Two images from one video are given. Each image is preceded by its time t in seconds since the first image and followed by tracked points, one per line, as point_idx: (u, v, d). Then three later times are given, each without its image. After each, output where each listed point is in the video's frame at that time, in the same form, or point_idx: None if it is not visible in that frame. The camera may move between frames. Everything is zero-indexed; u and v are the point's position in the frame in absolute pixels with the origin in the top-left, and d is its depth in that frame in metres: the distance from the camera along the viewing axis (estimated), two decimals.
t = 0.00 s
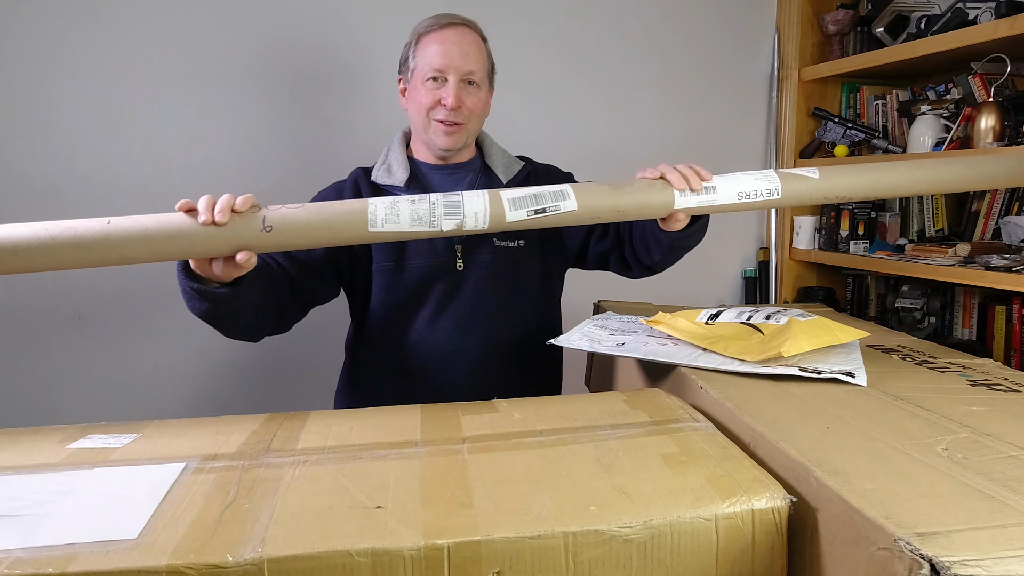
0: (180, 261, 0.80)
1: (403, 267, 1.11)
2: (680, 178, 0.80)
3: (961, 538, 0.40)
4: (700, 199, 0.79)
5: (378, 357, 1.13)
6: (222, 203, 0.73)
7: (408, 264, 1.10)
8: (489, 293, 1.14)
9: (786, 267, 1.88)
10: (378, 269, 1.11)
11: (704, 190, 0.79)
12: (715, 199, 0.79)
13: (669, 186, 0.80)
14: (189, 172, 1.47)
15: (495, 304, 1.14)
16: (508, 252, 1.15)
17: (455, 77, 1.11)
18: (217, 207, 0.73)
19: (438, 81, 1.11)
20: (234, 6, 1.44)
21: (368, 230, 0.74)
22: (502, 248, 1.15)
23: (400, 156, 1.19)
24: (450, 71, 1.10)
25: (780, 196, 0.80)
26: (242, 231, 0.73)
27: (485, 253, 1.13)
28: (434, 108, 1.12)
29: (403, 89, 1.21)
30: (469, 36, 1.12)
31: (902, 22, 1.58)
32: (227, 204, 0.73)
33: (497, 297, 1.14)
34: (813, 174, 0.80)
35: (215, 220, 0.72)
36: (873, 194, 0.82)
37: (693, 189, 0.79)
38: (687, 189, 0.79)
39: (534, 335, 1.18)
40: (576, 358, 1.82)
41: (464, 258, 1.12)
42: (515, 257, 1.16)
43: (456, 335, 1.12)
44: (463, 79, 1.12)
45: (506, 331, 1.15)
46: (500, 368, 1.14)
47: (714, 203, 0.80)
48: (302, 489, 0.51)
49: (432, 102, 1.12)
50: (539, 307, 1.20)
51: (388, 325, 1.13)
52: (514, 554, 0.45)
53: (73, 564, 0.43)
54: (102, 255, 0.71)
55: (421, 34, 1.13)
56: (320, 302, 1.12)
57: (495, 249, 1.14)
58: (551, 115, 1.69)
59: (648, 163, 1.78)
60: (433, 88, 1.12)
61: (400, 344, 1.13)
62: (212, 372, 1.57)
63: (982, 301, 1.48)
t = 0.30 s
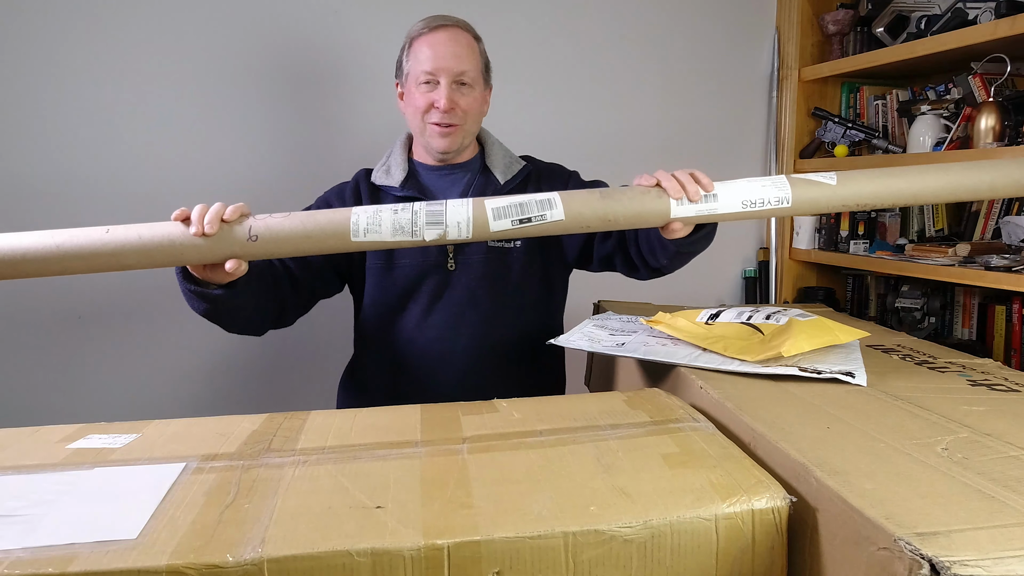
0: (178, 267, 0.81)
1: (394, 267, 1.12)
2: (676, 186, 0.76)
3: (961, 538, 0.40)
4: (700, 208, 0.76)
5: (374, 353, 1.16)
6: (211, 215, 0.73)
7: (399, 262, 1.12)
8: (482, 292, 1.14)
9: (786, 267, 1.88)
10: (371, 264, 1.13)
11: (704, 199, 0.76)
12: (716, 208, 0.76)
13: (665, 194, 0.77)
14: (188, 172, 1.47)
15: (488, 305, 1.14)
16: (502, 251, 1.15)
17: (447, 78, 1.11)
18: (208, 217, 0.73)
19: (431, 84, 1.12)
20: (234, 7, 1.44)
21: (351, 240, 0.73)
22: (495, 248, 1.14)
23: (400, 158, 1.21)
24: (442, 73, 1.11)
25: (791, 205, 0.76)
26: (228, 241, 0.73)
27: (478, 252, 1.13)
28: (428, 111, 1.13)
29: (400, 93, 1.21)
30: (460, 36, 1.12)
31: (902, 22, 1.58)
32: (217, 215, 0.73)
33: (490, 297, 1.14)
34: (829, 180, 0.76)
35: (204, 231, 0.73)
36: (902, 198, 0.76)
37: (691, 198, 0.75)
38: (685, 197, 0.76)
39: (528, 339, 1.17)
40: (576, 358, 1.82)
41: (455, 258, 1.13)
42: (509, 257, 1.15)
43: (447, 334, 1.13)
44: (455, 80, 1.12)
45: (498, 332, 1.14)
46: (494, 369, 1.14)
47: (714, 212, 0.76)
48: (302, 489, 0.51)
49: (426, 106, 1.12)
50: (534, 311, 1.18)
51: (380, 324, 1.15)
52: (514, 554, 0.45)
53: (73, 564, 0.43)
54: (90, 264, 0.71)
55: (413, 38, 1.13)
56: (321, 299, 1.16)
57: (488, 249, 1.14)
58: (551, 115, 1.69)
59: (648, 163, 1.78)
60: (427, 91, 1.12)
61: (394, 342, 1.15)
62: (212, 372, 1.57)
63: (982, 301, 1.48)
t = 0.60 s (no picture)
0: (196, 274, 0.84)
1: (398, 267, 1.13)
2: (688, 193, 0.75)
3: (960, 538, 0.40)
4: (711, 213, 0.75)
5: (377, 352, 1.17)
6: (225, 223, 0.73)
7: (402, 263, 1.13)
8: (485, 294, 1.14)
9: (786, 267, 1.88)
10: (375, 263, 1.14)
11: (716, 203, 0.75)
12: (730, 214, 0.75)
13: (676, 200, 0.76)
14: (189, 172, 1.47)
15: (491, 306, 1.14)
16: (505, 253, 1.15)
17: (443, 80, 1.11)
18: (222, 226, 0.73)
19: (427, 86, 1.12)
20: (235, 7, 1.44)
21: (360, 246, 0.73)
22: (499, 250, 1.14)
23: (407, 159, 1.21)
24: (437, 75, 1.11)
25: (808, 211, 0.74)
26: (242, 248, 0.73)
27: (480, 254, 1.14)
28: (426, 114, 1.13)
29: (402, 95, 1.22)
30: (455, 37, 1.12)
31: (902, 22, 1.59)
32: (230, 224, 0.73)
33: (493, 299, 1.14)
34: (848, 185, 0.74)
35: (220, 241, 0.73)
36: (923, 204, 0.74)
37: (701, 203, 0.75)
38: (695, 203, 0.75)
39: (528, 340, 1.16)
40: (576, 358, 1.82)
41: (459, 259, 1.13)
42: (512, 259, 1.15)
43: (449, 334, 1.13)
44: (452, 81, 1.12)
45: (498, 333, 1.14)
46: (496, 370, 1.14)
47: (728, 217, 0.75)
48: (302, 489, 0.51)
49: (423, 108, 1.13)
50: (536, 314, 1.17)
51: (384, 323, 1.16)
52: (514, 554, 0.45)
53: (73, 564, 0.43)
54: (106, 273, 0.71)
55: (410, 41, 1.14)
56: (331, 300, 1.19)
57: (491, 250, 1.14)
58: (551, 115, 1.69)
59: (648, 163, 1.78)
60: (424, 94, 1.12)
61: (398, 341, 1.16)
62: (212, 372, 1.57)
63: (982, 301, 1.48)
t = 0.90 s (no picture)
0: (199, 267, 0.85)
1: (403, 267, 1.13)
2: (674, 203, 0.75)
3: (960, 539, 0.40)
4: (698, 222, 0.74)
5: (381, 350, 1.18)
6: (226, 219, 0.73)
7: (408, 262, 1.13)
8: (489, 295, 1.14)
9: (786, 268, 1.88)
10: (381, 263, 1.14)
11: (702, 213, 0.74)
12: (717, 223, 0.74)
13: (661, 209, 0.75)
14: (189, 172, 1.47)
15: (495, 307, 1.14)
16: (510, 255, 1.15)
17: (456, 86, 1.11)
18: (221, 221, 0.73)
19: (440, 91, 1.12)
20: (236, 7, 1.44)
21: (348, 245, 0.73)
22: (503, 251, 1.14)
23: (414, 161, 1.22)
24: (450, 80, 1.11)
25: (800, 223, 0.72)
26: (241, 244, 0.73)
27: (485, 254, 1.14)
28: (438, 118, 1.13)
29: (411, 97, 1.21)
30: (467, 43, 1.12)
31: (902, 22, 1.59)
32: (230, 219, 0.74)
33: (497, 299, 1.14)
34: (846, 197, 0.73)
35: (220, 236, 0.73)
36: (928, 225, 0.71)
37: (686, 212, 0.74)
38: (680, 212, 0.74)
39: (531, 341, 1.16)
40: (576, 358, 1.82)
41: (463, 259, 1.13)
42: (516, 261, 1.15)
43: (452, 334, 1.14)
44: (464, 87, 1.12)
45: (501, 334, 1.14)
46: (499, 371, 1.14)
47: (715, 228, 0.74)
48: (302, 489, 0.51)
49: (436, 113, 1.13)
50: (539, 315, 1.17)
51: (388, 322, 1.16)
52: (515, 554, 0.45)
53: (73, 564, 0.43)
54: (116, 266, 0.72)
55: (421, 46, 1.13)
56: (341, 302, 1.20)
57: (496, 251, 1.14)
58: (551, 115, 1.69)
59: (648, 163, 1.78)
60: (436, 99, 1.13)
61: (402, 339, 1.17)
62: (213, 372, 1.57)
63: (982, 301, 1.48)
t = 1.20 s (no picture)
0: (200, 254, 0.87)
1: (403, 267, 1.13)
2: (660, 207, 0.75)
3: (961, 539, 0.40)
4: (684, 229, 0.73)
5: (381, 349, 1.18)
6: (223, 207, 0.73)
7: (408, 262, 1.13)
8: (488, 295, 1.14)
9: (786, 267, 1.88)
10: (382, 262, 1.14)
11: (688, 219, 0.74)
12: (703, 230, 0.73)
13: (648, 213, 0.75)
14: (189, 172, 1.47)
15: (494, 307, 1.14)
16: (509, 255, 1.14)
17: (459, 86, 1.11)
18: (218, 207, 0.74)
19: (443, 92, 1.12)
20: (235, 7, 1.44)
21: (337, 237, 0.73)
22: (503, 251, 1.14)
23: (417, 163, 1.22)
24: (453, 81, 1.11)
25: (790, 233, 0.72)
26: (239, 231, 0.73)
27: (485, 254, 1.14)
28: (441, 119, 1.13)
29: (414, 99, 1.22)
30: (470, 44, 1.12)
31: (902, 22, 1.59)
32: (228, 208, 0.74)
33: (496, 299, 1.14)
34: (839, 209, 0.72)
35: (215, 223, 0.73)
36: (929, 230, 0.71)
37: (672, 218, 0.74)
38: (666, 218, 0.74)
39: (531, 341, 1.16)
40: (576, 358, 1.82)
41: (463, 259, 1.13)
42: (516, 261, 1.15)
43: (452, 334, 1.14)
44: (467, 88, 1.12)
45: (500, 334, 1.14)
46: (498, 370, 1.14)
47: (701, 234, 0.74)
48: (302, 489, 0.51)
49: (438, 113, 1.13)
50: (539, 315, 1.17)
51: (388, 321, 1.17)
52: (515, 554, 0.45)
53: (73, 564, 0.43)
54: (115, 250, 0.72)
55: (424, 48, 1.14)
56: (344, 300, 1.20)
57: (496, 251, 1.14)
58: (551, 115, 1.69)
59: (648, 162, 1.78)
60: (439, 99, 1.13)
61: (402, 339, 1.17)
62: (213, 372, 1.57)
63: (982, 301, 1.48)
